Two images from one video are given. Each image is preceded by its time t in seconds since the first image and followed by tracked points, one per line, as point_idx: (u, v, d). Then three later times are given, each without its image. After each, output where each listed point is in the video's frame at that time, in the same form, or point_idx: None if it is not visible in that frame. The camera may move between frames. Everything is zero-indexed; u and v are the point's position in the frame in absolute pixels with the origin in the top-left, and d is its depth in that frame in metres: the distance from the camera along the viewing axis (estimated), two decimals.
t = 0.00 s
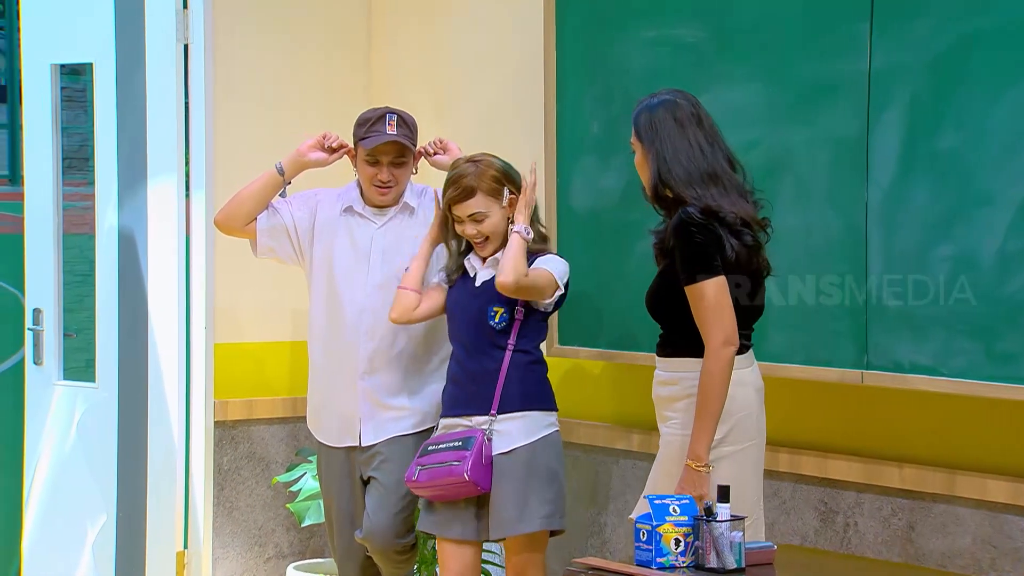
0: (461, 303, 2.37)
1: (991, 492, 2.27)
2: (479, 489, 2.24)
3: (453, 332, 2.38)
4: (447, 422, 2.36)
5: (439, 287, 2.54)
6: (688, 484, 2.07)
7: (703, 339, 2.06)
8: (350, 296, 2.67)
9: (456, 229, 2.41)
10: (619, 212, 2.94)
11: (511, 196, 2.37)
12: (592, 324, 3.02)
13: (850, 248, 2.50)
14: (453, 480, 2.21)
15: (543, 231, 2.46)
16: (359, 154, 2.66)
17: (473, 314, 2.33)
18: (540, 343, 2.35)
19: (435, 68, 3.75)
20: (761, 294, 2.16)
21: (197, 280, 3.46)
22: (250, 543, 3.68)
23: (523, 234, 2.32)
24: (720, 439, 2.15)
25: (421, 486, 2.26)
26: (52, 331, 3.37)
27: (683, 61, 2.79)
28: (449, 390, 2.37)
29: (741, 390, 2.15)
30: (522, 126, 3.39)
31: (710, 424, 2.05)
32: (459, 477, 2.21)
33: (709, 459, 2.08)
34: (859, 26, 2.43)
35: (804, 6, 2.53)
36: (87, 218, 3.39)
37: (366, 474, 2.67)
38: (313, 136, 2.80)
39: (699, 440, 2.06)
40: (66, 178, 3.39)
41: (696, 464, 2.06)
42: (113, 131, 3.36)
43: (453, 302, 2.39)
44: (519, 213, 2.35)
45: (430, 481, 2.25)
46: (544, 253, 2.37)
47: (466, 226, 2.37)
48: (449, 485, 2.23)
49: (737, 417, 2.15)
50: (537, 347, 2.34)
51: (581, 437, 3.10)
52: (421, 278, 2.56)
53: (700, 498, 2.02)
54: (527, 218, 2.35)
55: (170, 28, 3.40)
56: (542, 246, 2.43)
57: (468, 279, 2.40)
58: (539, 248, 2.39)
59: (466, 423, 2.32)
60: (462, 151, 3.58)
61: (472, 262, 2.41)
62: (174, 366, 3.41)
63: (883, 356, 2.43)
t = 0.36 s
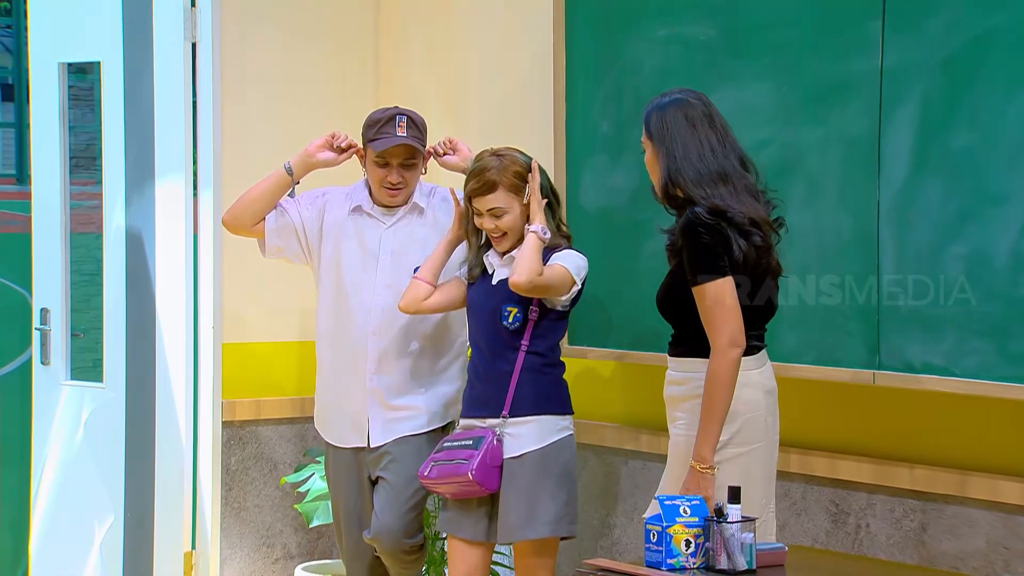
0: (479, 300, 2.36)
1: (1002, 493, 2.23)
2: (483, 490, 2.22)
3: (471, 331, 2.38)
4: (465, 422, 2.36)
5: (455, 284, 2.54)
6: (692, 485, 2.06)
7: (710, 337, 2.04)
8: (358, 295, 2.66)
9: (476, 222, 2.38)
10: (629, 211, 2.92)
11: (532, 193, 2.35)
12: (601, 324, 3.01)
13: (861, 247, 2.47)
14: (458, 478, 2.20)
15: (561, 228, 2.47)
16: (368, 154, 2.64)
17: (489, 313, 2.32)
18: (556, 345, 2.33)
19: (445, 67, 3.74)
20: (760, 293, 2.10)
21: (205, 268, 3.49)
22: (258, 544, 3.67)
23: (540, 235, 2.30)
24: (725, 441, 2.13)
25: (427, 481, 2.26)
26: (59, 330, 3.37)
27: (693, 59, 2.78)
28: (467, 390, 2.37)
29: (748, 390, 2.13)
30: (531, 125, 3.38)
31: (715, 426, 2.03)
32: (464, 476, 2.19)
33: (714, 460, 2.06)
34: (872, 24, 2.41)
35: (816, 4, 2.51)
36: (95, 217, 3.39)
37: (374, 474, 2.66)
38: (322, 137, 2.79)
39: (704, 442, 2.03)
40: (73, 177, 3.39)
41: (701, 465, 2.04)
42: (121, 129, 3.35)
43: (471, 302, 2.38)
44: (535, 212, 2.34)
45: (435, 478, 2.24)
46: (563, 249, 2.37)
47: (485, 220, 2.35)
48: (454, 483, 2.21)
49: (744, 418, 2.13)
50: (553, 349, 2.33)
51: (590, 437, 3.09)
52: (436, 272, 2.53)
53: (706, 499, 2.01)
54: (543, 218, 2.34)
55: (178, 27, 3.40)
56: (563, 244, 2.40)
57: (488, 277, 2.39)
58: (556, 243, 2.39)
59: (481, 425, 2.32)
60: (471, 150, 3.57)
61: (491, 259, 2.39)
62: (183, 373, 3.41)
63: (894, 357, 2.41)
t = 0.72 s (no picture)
0: (484, 306, 2.34)
1: (1004, 494, 2.20)
2: (491, 490, 2.19)
3: (476, 337, 2.35)
4: (471, 428, 2.34)
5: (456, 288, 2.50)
6: (698, 490, 2.03)
7: (712, 342, 2.03)
8: (358, 296, 2.65)
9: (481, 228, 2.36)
10: (631, 211, 2.91)
11: (539, 199, 2.33)
12: (602, 325, 3.00)
13: (862, 248, 2.46)
14: (466, 476, 2.17)
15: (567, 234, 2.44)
16: (367, 154, 2.63)
17: (497, 316, 2.30)
18: (565, 345, 2.32)
19: (445, 66, 3.72)
20: (761, 293, 2.09)
21: (205, 279, 3.42)
22: (257, 545, 3.65)
23: (564, 229, 2.29)
24: (729, 444, 2.12)
25: (433, 478, 2.23)
26: (57, 331, 3.37)
27: (695, 58, 2.76)
28: (473, 397, 2.35)
29: (751, 392, 2.12)
30: (531, 125, 3.37)
31: (721, 430, 2.01)
32: (472, 474, 2.17)
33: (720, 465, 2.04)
34: (874, 23, 2.39)
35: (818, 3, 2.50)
36: (92, 217, 3.39)
37: (374, 474, 2.65)
38: (321, 136, 2.78)
39: (709, 447, 2.02)
40: (72, 177, 3.39)
41: (707, 471, 2.03)
42: (118, 129, 3.36)
43: (476, 308, 2.36)
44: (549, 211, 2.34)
45: (442, 475, 2.22)
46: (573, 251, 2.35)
47: (491, 227, 2.33)
48: (462, 481, 2.19)
49: (747, 421, 2.11)
50: (563, 350, 2.31)
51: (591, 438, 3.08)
52: (433, 272, 2.52)
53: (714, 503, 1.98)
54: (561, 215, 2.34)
55: (177, 27, 3.37)
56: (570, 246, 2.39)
57: (492, 282, 2.36)
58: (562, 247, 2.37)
59: (490, 428, 2.30)
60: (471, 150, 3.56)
61: (495, 265, 2.36)
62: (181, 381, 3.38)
63: (898, 357, 2.40)
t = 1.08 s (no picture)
0: (484, 306, 2.34)
1: (1004, 495, 2.20)
2: (494, 496, 2.19)
3: (475, 336, 2.35)
4: (470, 428, 2.34)
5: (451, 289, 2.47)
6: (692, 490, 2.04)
7: (709, 341, 2.03)
8: (358, 296, 2.65)
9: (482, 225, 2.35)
10: (631, 211, 2.91)
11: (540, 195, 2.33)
12: (602, 325, 3.00)
13: (863, 247, 2.45)
14: (469, 483, 2.18)
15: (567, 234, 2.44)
16: (366, 153, 2.62)
17: (496, 317, 2.30)
18: (563, 347, 2.32)
19: (445, 65, 3.72)
20: (760, 293, 2.09)
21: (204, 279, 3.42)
22: (257, 546, 3.64)
23: (565, 238, 2.30)
24: (728, 444, 2.12)
25: (435, 484, 2.24)
26: (57, 331, 3.37)
27: (695, 58, 2.76)
28: (472, 395, 2.35)
29: (749, 392, 2.11)
30: (531, 125, 3.36)
31: (716, 431, 2.01)
32: (474, 482, 2.17)
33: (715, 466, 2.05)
34: (874, 23, 2.39)
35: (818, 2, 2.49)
36: (92, 217, 3.39)
37: (374, 474, 2.65)
38: (321, 136, 2.78)
39: (704, 448, 2.02)
40: (72, 177, 3.39)
41: (702, 471, 2.03)
42: (118, 129, 3.36)
43: (474, 308, 2.36)
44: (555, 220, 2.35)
45: (443, 482, 2.22)
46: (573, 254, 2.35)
47: (492, 223, 2.32)
48: (465, 488, 2.19)
49: (746, 422, 2.11)
50: (562, 350, 2.31)
51: (591, 438, 3.08)
52: (431, 276, 2.52)
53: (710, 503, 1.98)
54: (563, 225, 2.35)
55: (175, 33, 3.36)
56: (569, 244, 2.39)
57: (491, 280, 2.36)
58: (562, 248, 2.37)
59: (488, 430, 2.30)
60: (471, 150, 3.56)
61: (494, 263, 2.36)
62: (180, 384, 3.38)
63: (898, 357, 2.40)
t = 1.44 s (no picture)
0: (478, 307, 2.33)
1: (1005, 495, 2.20)
2: (489, 499, 2.20)
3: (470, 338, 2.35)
4: (465, 428, 2.34)
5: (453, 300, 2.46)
6: (694, 488, 2.05)
7: (711, 341, 2.03)
8: (357, 295, 2.65)
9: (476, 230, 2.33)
10: (631, 210, 2.90)
11: (532, 198, 2.32)
12: (602, 324, 3.00)
13: (864, 248, 2.45)
14: (465, 485, 2.18)
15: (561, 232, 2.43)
16: (364, 151, 2.62)
17: (492, 320, 2.30)
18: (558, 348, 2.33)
19: (446, 65, 3.72)
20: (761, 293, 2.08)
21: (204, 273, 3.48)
22: (257, 546, 3.62)
23: (560, 267, 2.28)
24: (726, 442, 2.12)
25: (431, 484, 2.23)
26: (57, 331, 3.38)
27: (695, 56, 2.76)
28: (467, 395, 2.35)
29: (748, 393, 2.12)
30: (532, 124, 3.36)
31: (717, 428, 2.01)
32: (470, 484, 2.17)
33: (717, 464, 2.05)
34: (875, 22, 2.39)
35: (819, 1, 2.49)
36: (91, 217, 3.40)
37: (374, 474, 2.65)
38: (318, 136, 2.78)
39: (705, 446, 2.02)
40: (72, 177, 3.40)
41: (704, 469, 2.04)
42: (118, 127, 3.39)
43: (469, 309, 2.35)
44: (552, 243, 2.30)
45: (441, 481, 2.22)
46: (569, 257, 2.36)
47: (486, 228, 2.30)
48: (461, 490, 2.19)
49: (744, 420, 2.11)
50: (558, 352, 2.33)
51: (591, 438, 3.08)
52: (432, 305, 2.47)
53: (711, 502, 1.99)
54: (559, 246, 2.30)
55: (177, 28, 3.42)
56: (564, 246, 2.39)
57: (486, 280, 2.36)
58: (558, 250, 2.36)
59: (486, 430, 2.29)
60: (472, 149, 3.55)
61: (489, 264, 2.37)
62: (179, 372, 3.44)
63: (898, 357, 2.39)
